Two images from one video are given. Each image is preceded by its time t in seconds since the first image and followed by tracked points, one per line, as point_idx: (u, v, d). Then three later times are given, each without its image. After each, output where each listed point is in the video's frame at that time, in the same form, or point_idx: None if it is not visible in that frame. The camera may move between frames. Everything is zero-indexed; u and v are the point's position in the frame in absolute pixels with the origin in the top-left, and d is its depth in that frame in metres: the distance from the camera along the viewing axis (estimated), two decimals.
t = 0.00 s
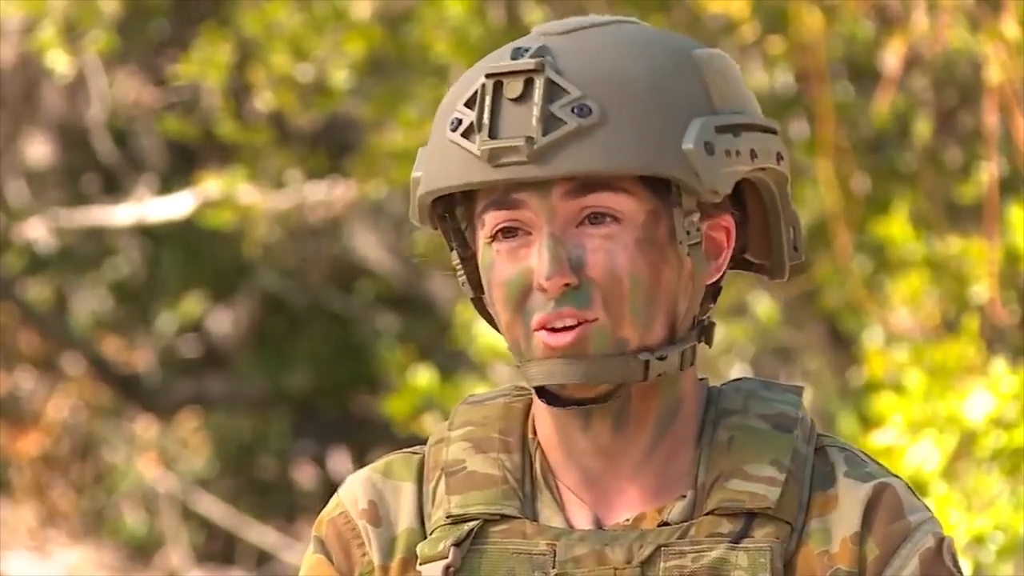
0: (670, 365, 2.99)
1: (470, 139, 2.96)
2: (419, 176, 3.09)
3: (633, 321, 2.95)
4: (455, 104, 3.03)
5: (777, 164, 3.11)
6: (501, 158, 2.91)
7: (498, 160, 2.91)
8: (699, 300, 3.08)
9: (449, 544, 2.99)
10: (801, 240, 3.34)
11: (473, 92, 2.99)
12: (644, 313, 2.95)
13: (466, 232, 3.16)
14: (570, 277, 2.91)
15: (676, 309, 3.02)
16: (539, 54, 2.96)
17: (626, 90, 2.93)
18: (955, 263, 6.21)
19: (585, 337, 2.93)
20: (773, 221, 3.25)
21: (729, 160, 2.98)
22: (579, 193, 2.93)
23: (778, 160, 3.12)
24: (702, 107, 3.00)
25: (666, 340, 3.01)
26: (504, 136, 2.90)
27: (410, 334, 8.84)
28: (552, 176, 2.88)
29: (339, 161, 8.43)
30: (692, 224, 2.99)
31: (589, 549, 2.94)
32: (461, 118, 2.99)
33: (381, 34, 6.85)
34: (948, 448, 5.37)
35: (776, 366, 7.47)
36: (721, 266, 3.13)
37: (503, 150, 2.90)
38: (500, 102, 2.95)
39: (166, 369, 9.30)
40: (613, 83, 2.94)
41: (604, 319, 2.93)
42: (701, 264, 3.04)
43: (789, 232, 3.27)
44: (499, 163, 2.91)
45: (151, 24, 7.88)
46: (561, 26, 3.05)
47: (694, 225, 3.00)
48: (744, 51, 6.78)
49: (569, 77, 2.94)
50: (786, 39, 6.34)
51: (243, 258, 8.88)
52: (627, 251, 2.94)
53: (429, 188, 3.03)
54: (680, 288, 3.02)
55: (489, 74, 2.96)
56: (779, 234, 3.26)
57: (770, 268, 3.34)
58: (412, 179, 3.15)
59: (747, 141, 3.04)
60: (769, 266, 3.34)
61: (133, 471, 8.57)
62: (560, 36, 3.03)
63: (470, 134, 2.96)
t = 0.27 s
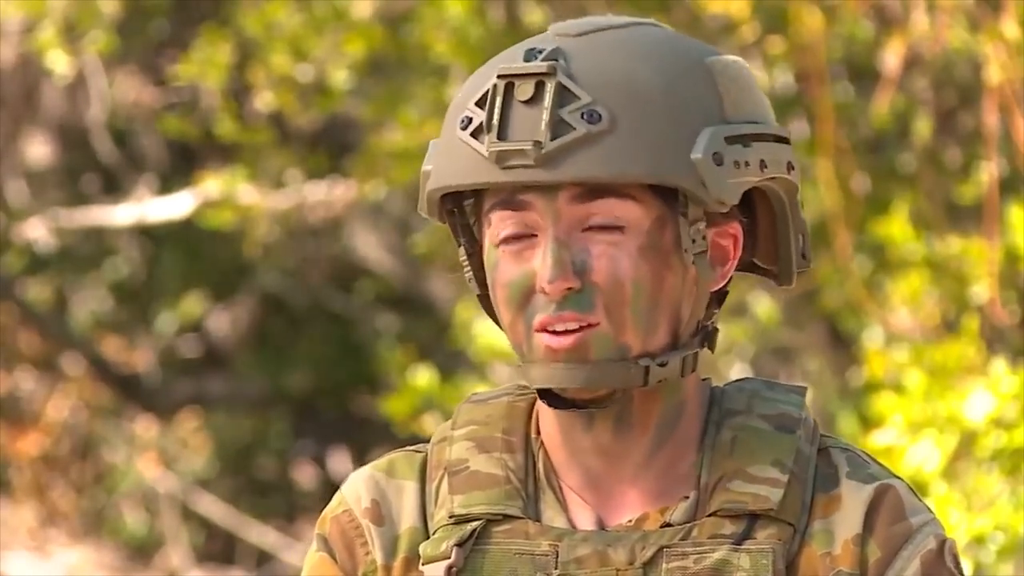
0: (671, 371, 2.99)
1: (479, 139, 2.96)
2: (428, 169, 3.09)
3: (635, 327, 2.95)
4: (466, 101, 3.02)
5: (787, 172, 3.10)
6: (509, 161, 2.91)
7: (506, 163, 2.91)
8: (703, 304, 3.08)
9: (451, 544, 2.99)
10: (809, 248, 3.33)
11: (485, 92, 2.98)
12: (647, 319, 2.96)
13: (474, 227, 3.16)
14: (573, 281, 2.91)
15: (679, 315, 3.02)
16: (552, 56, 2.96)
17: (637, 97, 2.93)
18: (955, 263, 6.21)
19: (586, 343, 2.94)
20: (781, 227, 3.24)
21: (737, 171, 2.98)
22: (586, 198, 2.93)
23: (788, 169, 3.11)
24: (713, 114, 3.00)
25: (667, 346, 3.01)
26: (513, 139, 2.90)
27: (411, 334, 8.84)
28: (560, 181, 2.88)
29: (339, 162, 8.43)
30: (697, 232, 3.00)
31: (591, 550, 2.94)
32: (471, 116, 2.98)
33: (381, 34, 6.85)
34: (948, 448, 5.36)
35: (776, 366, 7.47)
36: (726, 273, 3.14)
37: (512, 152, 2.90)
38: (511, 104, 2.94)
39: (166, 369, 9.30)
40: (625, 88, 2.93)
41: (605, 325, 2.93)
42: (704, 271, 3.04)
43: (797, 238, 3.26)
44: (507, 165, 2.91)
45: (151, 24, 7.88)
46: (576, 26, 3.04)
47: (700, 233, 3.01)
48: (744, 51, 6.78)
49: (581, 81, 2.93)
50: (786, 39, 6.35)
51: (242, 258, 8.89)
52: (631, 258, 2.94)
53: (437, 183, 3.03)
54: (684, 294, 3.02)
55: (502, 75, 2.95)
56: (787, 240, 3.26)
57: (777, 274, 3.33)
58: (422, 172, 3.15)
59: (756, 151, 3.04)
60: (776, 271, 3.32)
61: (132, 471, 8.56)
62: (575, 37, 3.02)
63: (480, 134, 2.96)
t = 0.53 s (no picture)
0: (668, 376, 2.99)
1: (478, 150, 2.95)
2: (428, 172, 3.09)
3: (633, 337, 2.95)
4: (467, 109, 3.02)
5: (787, 178, 3.10)
6: (507, 173, 2.90)
7: (504, 175, 2.91)
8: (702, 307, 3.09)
9: (450, 545, 2.99)
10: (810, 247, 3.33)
11: (484, 102, 2.98)
12: (645, 329, 2.96)
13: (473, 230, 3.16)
14: (571, 294, 2.91)
15: (677, 323, 3.02)
16: (553, 66, 2.95)
17: (636, 109, 2.92)
18: (955, 263, 6.21)
19: (583, 351, 2.94)
20: (781, 228, 3.24)
21: (737, 181, 2.97)
22: (584, 210, 2.92)
23: (788, 175, 3.10)
24: (714, 125, 2.99)
25: (666, 351, 3.01)
26: (512, 152, 2.90)
27: (411, 334, 8.84)
28: (558, 195, 2.88)
29: (340, 161, 8.43)
30: (697, 240, 3.00)
31: (590, 551, 2.94)
32: (471, 126, 2.98)
33: (381, 34, 6.85)
34: (949, 448, 5.36)
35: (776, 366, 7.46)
36: (726, 278, 3.13)
37: (510, 165, 2.89)
38: (510, 115, 2.94)
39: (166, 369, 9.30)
40: (625, 100, 2.93)
41: (602, 335, 2.94)
42: (703, 279, 3.04)
43: (797, 239, 3.26)
44: (505, 178, 2.90)
45: (151, 24, 7.88)
46: (577, 33, 3.03)
47: (699, 241, 3.01)
48: (744, 51, 6.78)
49: (580, 93, 2.93)
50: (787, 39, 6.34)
51: (242, 258, 8.89)
52: (629, 269, 2.94)
53: (436, 190, 3.03)
54: (683, 302, 3.02)
55: (501, 85, 2.95)
56: (787, 240, 3.25)
57: (778, 272, 3.33)
58: (422, 173, 3.15)
59: (756, 160, 3.03)
60: (777, 270, 3.32)
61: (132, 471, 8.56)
62: (576, 44, 3.01)
63: (478, 144, 2.96)
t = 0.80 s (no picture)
0: (665, 381, 3.00)
1: (475, 153, 2.96)
2: (424, 173, 3.09)
3: (629, 341, 2.95)
4: (463, 111, 3.02)
5: (784, 180, 3.10)
6: (503, 177, 2.90)
7: (500, 179, 2.91)
8: (700, 310, 3.09)
9: (449, 547, 2.98)
10: (807, 247, 3.33)
11: (481, 104, 2.97)
12: (642, 333, 2.96)
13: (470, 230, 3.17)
14: (567, 297, 2.91)
15: (674, 325, 3.02)
16: (549, 70, 2.95)
17: (633, 113, 2.92)
18: (955, 263, 6.21)
19: (580, 355, 2.94)
20: (778, 229, 3.24)
21: (733, 186, 2.97)
22: (579, 214, 2.92)
23: (786, 177, 3.11)
24: (711, 128, 2.98)
25: (662, 355, 3.01)
26: (508, 156, 2.90)
27: (411, 334, 8.84)
28: (554, 199, 2.88)
29: (340, 161, 8.43)
30: (694, 247, 3.00)
31: (590, 552, 2.94)
32: (467, 128, 2.98)
33: (381, 34, 6.84)
34: (948, 448, 5.35)
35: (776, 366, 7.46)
36: (722, 279, 3.14)
37: (506, 170, 2.89)
38: (507, 119, 2.94)
39: (167, 369, 9.30)
40: (622, 105, 2.92)
41: (598, 340, 2.94)
42: (700, 282, 3.04)
43: (794, 239, 3.26)
44: (501, 181, 2.91)
45: (151, 23, 7.88)
46: (575, 35, 3.03)
47: (695, 248, 3.00)
48: (744, 51, 6.78)
49: (577, 98, 2.93)
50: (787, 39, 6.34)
51: (242, 257, 8.89)
52: (625, 272, 2.94)
53: (432, 191, 3.03)
54: (680, 305, 3.02)
55: (498, 89, 2.95)
56: (784, 241, 3.25)
57: (774, 272, 3.32)
58: (419, 174, 3.15)
59: (753, 163, 3.02)
60: (773, 270, 3.32)
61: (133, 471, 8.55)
62: (573, 47, 3.00)
63: (475, 148, 2.96)
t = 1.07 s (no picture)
0: (666, 374, 2.99)
1: (477, 142, 2.96)
2: (427, 166, 3.09)
3: (630, 332, 2.95)
4: (466, 103, 3.02)
5: (787, 176, 3.09)
6: (504, 165, 2.91)
7: (502, 167, 2.91)
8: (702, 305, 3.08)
9: (449, 547, 2.98)
10: (812, 247, 3.33)
11: (483, 95, 2.98)
12: (642, 325, 2.95)
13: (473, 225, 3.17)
14: (568, 286, 2.91)
15: (675, 317, 3.01)
16: (552, 61, 2.95)
17: (634, 102, 2.92)
18: (955, 263, 6.21)
19: (581, 344, 2.93)
20: (782, 228, 3.24)
21: (733, 177, 2.96)
22: (581, 204, 2.92)
23: (789, 173, 3.09)
24: (713, 120, 2.98)
25: (663, 348, 3.01)
26: (509, 143, 2.90)
27: (411, 334, 8.83)
28: (555, 186, 2.88)
29: (340, 161, 8.43)
30: (694, 237, 2.99)
31: (590, 552, 2.94)
32: (469, 119, 2.98)
33: (381, 34, 6.84)
34: (949, 449, 5.35)
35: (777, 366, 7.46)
36: (725, 274, 3.14)
37: (507, 157, 2.90)
38: (509, 108, 2.94)
39: (167, 368, 9.30)
40: (623, 94, 2.93)
41: (601, 329, 2.94)
42: (702, 275, 3.03)
43: (799, 237, 3.26)
44: (502, 169, 2.91)
45: (151, 24, 7.88)
46: (578, 28, 3.03)
47: (696, 238, 2.99)
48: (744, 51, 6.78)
49: (578, 87, 2.93)
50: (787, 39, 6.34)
51: (242, 257, 8.89)
52: (626, 263, 2.94)
53: (435, 183, 3.03)
54: (681, 298, 3.01)
55: (500, 78, 2.95)
56: (789, 240, 3.25)
57: (780, 272, 3.33)
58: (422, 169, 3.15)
59: (756, 156, 3.01)
60: (778, 270, 3.32)
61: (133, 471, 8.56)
62: (576, 39, 3.01)
63: (477, 137, 2.96)
